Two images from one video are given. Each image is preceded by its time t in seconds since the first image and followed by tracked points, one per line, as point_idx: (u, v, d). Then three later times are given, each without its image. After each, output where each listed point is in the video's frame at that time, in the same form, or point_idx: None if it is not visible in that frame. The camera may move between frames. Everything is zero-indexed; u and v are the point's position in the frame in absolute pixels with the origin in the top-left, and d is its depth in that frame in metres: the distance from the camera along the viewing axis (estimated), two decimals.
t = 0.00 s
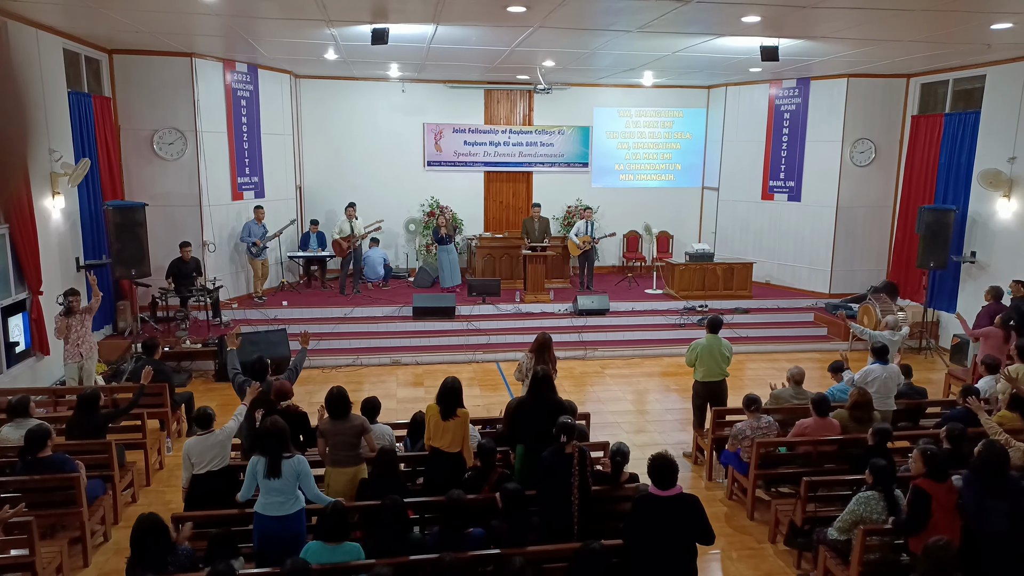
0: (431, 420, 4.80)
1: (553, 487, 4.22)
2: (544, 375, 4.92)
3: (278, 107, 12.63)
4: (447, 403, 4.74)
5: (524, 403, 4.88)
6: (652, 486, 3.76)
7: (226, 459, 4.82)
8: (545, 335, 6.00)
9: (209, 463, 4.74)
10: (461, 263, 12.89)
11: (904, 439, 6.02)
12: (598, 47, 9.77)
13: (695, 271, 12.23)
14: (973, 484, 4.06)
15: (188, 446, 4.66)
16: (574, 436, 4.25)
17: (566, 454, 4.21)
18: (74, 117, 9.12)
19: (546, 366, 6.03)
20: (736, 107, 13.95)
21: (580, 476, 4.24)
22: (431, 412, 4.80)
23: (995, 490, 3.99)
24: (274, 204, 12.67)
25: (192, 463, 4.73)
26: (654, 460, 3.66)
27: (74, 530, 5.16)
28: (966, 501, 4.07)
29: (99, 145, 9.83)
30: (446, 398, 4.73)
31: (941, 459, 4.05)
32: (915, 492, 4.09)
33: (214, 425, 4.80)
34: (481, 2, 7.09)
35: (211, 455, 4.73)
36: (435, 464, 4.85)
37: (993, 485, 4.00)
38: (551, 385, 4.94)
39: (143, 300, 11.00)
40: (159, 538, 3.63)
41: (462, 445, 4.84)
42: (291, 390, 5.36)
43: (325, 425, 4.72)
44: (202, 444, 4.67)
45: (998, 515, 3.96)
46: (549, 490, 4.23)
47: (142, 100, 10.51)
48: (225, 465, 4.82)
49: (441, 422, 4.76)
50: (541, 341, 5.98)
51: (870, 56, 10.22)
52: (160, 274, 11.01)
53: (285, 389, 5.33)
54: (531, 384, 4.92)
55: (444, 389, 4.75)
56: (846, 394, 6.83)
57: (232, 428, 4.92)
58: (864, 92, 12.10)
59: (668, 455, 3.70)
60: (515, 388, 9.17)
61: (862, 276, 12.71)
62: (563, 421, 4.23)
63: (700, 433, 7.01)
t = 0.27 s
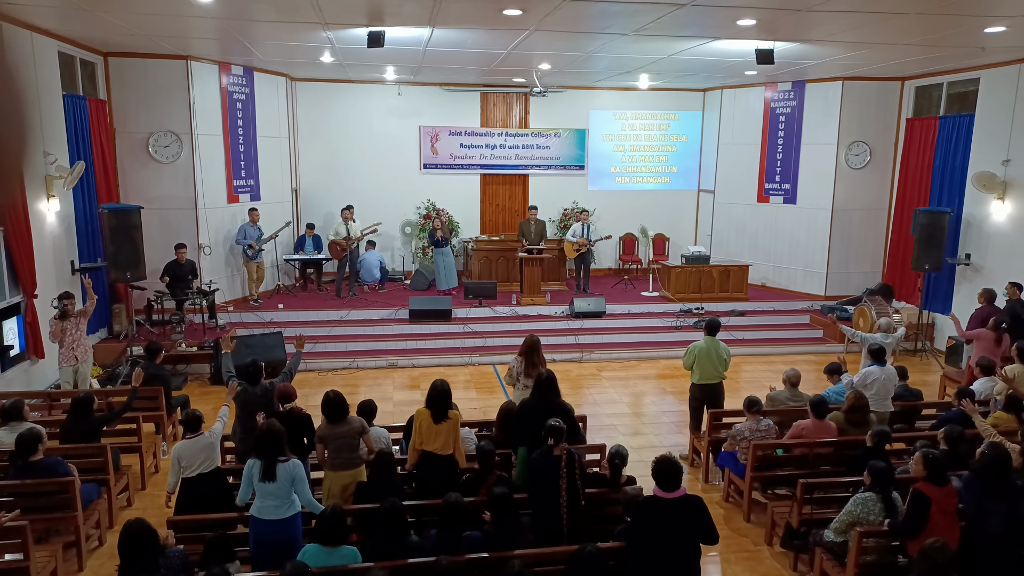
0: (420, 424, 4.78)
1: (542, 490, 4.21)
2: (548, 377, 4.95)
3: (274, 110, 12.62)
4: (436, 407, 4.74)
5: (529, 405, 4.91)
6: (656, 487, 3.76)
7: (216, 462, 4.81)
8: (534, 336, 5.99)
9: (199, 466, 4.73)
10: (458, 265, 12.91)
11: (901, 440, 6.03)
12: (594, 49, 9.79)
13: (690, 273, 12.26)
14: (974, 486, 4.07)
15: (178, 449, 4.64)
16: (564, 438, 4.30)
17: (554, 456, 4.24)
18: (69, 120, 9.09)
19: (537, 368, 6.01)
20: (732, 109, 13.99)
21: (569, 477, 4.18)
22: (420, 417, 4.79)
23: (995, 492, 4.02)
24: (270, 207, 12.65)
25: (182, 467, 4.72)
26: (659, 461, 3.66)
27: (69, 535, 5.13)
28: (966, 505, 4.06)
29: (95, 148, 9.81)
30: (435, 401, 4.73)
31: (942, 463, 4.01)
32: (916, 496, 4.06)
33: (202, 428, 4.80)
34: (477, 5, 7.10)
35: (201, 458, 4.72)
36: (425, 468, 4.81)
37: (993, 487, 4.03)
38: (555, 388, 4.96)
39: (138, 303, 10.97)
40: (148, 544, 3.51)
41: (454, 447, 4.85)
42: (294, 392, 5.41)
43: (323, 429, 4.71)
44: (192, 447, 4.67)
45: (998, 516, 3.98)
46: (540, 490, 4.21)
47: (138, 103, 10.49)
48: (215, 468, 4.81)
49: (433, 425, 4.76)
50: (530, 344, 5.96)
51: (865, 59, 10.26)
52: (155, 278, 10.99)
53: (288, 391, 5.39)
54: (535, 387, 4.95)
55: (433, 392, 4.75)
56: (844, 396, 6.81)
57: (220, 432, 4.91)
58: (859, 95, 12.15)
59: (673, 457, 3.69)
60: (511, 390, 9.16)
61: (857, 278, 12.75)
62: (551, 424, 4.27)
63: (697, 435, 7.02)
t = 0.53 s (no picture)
0: (410, 426, 4.77)
1: (535, 491, 4.20)
2: (545, 376, 4.91)
3: (271, 109, 12.60)
4: (426, 408, 4.74)
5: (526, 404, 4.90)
6: (659, 487, 3.76)
7: (208, 462, 4.80)
8: (521, 336, 6.01)
9: (192, 467, 4.71)
10: (456, 264, 12.92)
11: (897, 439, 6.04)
12: (592, 49, 9.79)
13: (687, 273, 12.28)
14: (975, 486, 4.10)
15: (171, 450, 4.63)
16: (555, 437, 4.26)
17: (546, 455, 4.21)
18: (65, 120, 9.07)
19: (527, 368, 6.03)
20: (729, 109, 14.00)
21: (561, 477, 4.20)
22: (410, 418, 4.77)
23: (995, 490, 4.06)
24: (267, 207, 12.62)
25: (173, 468, 4.70)
26: (662, 461, 3.65)
27: (65, 535, 5.12)
28: (967, 508, 4.02)
29: (91, 147, 9.78)
30: (425, 402, 4.72)
31: (948, 467, 3.97)
32: (915, 499, 4.05)
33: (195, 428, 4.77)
34: (475, 4, 7.10)
35: (193, 459, 4.70)
36: (418, 470, 4.81)
37: (992, 487, 4.07)
38: (552, 388, 4.94)
39: (134, 303, 10.95)
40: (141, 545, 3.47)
41: (446, 446, 4.86)
42: (294, 393, 5.28)
43: (320, 428, 4.71)
44: (184, 448, 4.65)
45: (995, 515, 4.01)
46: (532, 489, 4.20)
47: (134, 102, 10.47)
48: (207, 468, 4.80)
49: (424, 426, 4.76)
50: (519, 342, 5.98)
51: (862, 59, 10.28)
52: (152, 277, 10.97)
53: (288, 392, 5.25)
54: (532, 386, 4.93)
55: (421, 392, 4.75)
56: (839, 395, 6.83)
57: (211, 432, 4.90)
58: (855, 94, 12.16)
59: (677, 456, 3.68)
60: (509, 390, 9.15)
61: (854, 278, 12.77)
62: (542, 423, 4.20)
63: (694, 435, 7.03)
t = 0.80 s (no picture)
0: (402, 430, 4.74)
1: (532, 494, 4.20)
2: (536, 379, 4.91)
3: (268, 111, 12.60)
4: (418, 411, 4.73)
5: (517, 407, 4.89)
6: (660, 489, 3.75)
7: (206, 464, 4.81)
8: (510, 338, 5.98)
9: (189, 469, 4.72)
10: (454, 266, 12.92)
11: (893, 441, 6.05)
12: (589, 51, 9.80)
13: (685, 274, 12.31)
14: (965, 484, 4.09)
15: (167, 452, 4.66)
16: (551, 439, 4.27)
17: (544, 458, 4.23)
18: (62, 122, 9.06)
19: (518, 370, 6.03)
20: (725, 111, 14.02)
21: (558, 478, 4.22)
22: (403, 423, 4.74)
23: (986, 489, 4.05)
24: (264, 209, 12.61)
25: (171, 470, 4.72)
26: (664, 464, 3.63)
27: (61, 539, 5.11)
28: (961, 510, 4.04)
29: (88, 149, 9.77)
30: (416, 405, 4.72)
31: (946, 471, 4.03)
32: (910, 500, 4.12)
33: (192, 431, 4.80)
34: (472, 7, 7.10)
35: (190, 461, 4.72)
36: (412, 474, 4.80)
37: (983, 485, 4.05)
38: (543, 390, 4.95)
39: (131, 305, 10.93)
40: (139, 548, 3.46)
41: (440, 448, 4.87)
42: (291, 394, 5.32)
43: (315, 428, 4.72)
44: (180, 450, 4.67)
45: (985, 514, 3.99)
46: (530, 493, 4.20)
47: (131, 104, 10.46)
48: (205, 471, 4.81)
49: (418, 429, 4.75)
50: (507, 345, 5.95)
51: (858, 61, 10.31)
52: (148, 279, 10.95)
53: (285, 394, 5.30)
54: (523, 388, 4.94)
55: (412, 396, 4.75)
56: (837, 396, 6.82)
57: (209, 435, 4.92)
58: (852, 96, 12.19)
59: (678, 458, 3.67)
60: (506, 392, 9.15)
61: (851, 279, 12.79)
62: (538, 425, 4.23)
63: (692, 436, 7.03)
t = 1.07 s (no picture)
0: (399, 432, 4.74)
1: (530, 494, 4.15)
2: (525, 381, 4.95)
3: (266, 113, 12.59)
4: (413, 413, 4.73)
5: (507, 410, 4.86)
6: (661, 490, 3.75)
7: (209, 467, 4.76)
8: (503, 342, 5.99)
9: (191, 471, 4.68)
10: (452, 268, 12.93)
11: (891, 441, 6.06)
12: (586, 53, 9.82)
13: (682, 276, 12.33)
14: (956, 483, 4.08)
15: (170, 454, 4.62)
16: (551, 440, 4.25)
17: (544, 459, 4.20)
18: (59, 123, 9.06)
19: (512, 371, 6.02)
20: (723, 113, 14.05)
21: (559, 480, 4.24)
22: (399, 426, 4.73)
23: (977, 488, 4.04)
24: (262, 210, 12.60)
25: (174, 471, 4.69)
26: (664, 463, 3.68)
27: (58, 540, 5.10)
28: (952, 510, 4.04)
29: (85, 150, 9.76)
30: (411, 407, 4.72)
31: (938, 473, 4.01)
32: (898, 500, 4.11)
33: (196, 433, 4.75)
34: (470, 8, 7.11)
35: (192, 463, 4.67)
36: (410, 475, 4.80)
37: (973, 483, 4.05)
38: (532, 392, 4.96)
39: (128, 306, 10.92)
40: (145, 551, 3.44)
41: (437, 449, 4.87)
42: (284, 396, 5.25)
43: (311, 430, 4.73)
44: (182, 452, 4.62)
45: (978, 513, 3.99)
46: (528, 497, 4.16)
47: (129, 106, 10.45)
48: (208, 472, 4.76)
49: (416, 430, 4.74)
50: (501, 347, 5.95)
51: (855, 64, 10.34)
52: (146, 281, 10.94)
53: (278, 395, 5.23)
54: (511, 391, 4.94)
55: (406, 397, 4.74)
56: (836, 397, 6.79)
57: (215, 437, 4.86)
58: (849, 98, 12.22)
59: (678, 459, 3.71)
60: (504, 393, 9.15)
61: (848, 281, 12.82)
62: (538, 426, 4.19)
63: (690, 437, 7.03)
